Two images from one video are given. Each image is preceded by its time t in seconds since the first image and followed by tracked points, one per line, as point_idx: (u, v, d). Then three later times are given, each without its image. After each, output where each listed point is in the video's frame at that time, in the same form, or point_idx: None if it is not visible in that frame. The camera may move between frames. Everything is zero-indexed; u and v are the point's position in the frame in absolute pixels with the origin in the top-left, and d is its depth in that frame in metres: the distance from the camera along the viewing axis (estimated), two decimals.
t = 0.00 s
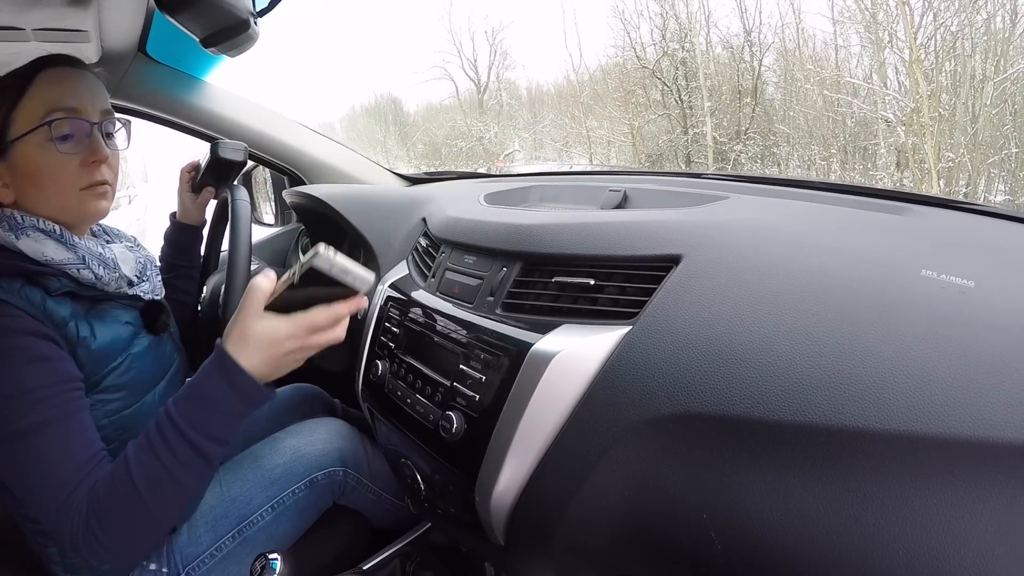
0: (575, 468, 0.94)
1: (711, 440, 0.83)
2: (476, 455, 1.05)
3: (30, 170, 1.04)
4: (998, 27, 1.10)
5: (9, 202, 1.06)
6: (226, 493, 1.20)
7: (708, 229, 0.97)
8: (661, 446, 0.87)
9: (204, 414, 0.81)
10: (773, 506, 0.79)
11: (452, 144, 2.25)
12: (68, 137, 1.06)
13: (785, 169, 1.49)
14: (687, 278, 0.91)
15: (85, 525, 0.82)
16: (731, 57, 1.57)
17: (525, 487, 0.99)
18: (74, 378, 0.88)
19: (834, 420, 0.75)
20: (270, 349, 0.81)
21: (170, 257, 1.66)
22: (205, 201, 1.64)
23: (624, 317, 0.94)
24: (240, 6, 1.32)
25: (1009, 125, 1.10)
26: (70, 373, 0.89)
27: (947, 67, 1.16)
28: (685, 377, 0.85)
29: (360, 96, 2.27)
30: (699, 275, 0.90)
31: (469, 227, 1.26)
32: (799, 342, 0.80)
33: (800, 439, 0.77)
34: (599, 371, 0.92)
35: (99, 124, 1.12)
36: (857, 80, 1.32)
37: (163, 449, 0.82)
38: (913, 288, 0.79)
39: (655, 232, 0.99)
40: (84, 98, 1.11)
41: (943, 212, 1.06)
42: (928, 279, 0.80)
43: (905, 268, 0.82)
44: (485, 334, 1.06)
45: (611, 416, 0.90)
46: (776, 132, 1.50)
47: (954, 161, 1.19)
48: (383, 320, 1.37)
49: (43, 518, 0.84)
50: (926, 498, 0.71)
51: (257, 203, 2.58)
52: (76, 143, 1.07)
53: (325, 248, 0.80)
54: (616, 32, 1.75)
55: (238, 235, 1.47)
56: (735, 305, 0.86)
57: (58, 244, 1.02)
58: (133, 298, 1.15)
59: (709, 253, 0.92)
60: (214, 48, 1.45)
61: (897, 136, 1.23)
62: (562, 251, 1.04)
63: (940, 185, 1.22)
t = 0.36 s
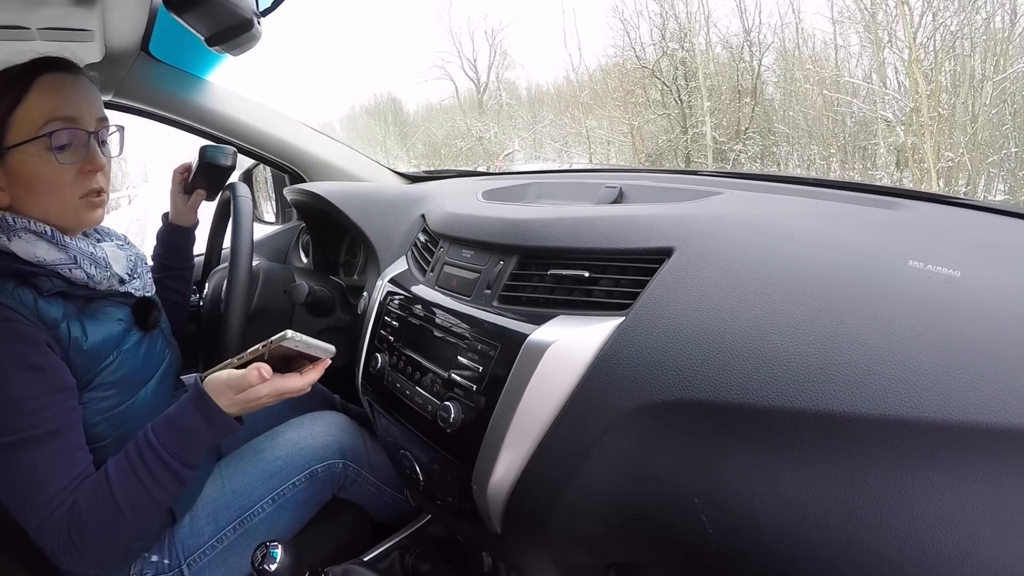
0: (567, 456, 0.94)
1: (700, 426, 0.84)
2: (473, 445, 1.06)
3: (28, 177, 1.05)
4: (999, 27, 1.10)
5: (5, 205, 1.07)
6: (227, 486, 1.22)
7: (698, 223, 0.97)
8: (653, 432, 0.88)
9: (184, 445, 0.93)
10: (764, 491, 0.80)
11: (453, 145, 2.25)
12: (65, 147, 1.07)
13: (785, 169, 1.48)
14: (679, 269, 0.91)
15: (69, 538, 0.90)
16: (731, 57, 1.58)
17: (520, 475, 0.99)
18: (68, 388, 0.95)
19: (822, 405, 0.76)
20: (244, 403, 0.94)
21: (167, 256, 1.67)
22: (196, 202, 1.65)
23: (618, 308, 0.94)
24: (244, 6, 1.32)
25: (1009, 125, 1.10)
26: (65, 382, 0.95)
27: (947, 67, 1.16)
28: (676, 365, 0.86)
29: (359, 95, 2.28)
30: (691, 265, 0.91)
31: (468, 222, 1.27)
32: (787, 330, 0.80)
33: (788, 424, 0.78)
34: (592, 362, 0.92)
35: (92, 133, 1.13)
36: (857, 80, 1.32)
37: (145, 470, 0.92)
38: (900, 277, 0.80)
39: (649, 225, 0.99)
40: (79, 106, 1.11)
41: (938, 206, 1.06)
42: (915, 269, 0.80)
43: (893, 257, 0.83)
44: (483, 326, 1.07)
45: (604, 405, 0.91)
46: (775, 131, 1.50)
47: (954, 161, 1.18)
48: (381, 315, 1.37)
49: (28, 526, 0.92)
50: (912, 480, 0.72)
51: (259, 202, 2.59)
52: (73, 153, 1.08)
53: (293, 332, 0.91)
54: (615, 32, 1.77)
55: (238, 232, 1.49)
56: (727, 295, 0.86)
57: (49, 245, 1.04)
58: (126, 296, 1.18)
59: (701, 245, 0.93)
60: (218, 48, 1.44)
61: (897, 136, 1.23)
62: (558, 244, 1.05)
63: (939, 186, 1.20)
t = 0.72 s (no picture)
0: (548, 441, 0.94)
1: (680, 409, 0.83)
2: (456, 431, 1.05)
3: (37, 160, 1.05)
4: (999, 26, 1.08)
5: (13, 193, 1.06)
6: (220, 476, 1.21)
7: (682, 210, 0.96)
8: (634, 416, 0.87)
9: (171, 447, 0.90)
10: (743, 473, 0.78)
11: (454, 144, 2.21)
12: (78, 126, 1.08)
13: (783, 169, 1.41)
14: (660, 255, 0.91)
15: (55, 533, 0.90)
16: (732, 57, 1.54)
17: (503, 459, 0.99)
18: (63, 385, 0.94)
19: (801, 385, 0.75)
20: (232, 410, 0.89)
21: (161, 250, 1.65)
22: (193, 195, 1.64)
23: (599, 293, 0.94)
24: None
25: (1008, 125, 1.08)
26: (60, 378, 0.94)
27: (946, 67, 1.14)
28: (656, 348, 0.85)
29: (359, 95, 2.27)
30: (673, 249, 0.90)
31: (456, 212, 1.26)
32: (767, 312, 0.80)
33: (765, 404, 0.77)
34: (573, 348, 0.92)
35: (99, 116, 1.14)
36: (856, 80, 1.28)
37: (132, 470, 0.90)
38: (881, 259, 0.79)
39: (633, 212, 0.99)
40: (84, 91, 1.12)
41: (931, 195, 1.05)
42: (895, 252, 0.80)
43: (875, 239, 0.83)
44: (467, 313, 1.07)
45: (584, 390, 0.90)
46: (776, 131, 1.45)
47: (954, 161, 1.15)
48: (369, 306, 1.37)
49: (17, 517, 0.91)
50: (891, 462, 0.70)
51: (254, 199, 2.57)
52: (85, 132, 1.09)
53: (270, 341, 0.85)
54: (615, 32, 1.74)
55: (231, 224, 1.47)
56: (707, 279, 0.86)
57: (47, 239, 1.04)
58: (122, 290, 1.17)
59: (683, 231, 0.92)
60: (210, 40, 1.43)
61: (895, 136, 1.20)
62: (542, 231, 1.05)
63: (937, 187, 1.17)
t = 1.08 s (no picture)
0: (537, 435, 0.96)
1: (664, 403, 0.85)
2: (450, 426, 1.07)
3: (37, 160, 1.07)
4: (999, 26, 1.09)
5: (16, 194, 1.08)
6: (221, 471, 1.23)
7: (670, 210, 0.98)
8: (620, 410, 0.88)
9: (156, 448, 0.90)
10: (725, 465, 0.80)
11: (454, 145, 2.24)
12: (77, 124, 1.10)
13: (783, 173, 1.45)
14: (647, 253, 0.93)
15: (46, 532, 0.90)
16: (729, 57, 1.56)
17: (494, 454, 1.01)
18: (65, 388, 0.96)
19: (780, 380, 0.77)
20: (216, 414, 0.91)
21: (160, 250, 1.67)
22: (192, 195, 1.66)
23: (589, 291, 0.96)
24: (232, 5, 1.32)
25: (1008, 125, 1.09)
26: (62, 382, 0.96)
27: (946, 68, 1.16)
28: (641, 344, 0.87)
29: (360, 97, 2.28)
30: (659, 248, 0.92)
31: (451, 212, 1.29)
32: (749, 308, 0.82)
33: (745, 398, 0.79)
34: (562, 345, 0.94)
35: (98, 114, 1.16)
36: (855, 80, 1.31)
37: (118, 473, 0.90)
38: (861, 257, 0.81)
39: (622, 213, 1.00)
40: (83, 91, 1.14)
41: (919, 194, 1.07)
42: (876, 251, 0.82)
43: (856, 239, 0.85)
44: (461, 311, 1.09)
45: (571, 385, 0.92)
46: (774, 131, 1.48)
47: (953, 161, 1.17)
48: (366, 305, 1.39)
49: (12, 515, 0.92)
50: (868, 454, 0.72)
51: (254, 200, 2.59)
52: (84, 130, 1.11)
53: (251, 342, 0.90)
54: (614, 32, 1.75)
55: (231, 225, 1.49)
56: (691, 276, 0.88)
57: (49, 240, 1.06)
58: (122, 290, 1.19)
59: (670, 230, 0.94)
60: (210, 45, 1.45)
61: (895, 136, 1.22)
62: (534, 231, 1.06)
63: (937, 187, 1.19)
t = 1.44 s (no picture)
0: (529, 427, 0.94)
1: (657, 393, 0.84)
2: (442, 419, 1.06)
3: (25, 156, 1.06)
4: (998, 26, 1.08)
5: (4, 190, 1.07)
6: (215, 467, 1.22)
7: (666, 200, 0.97)
8: (612, 401, 0.87)
9: (146, 444, 0.89)
10: (719, 456, 0.79)
11: (451, 145, 2.21)
12: (66, 121, 1.09)
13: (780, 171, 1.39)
14: (640, 243, 0.92)
15: (36, 526, 0.89)
16: (730, 57, 1.55)
17: (487, 447, 1.00)
18: (52, 382, 0.95)
19: (774, 369, 0.76)
20: (203, 413, 0.89)
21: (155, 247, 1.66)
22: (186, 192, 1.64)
23: (582, 282, 0.95)
24: None
25: (1007, 125, 1.09)
26: (50, 376, 0.95)
27: (945, 67, 1.15)
28: (634, 334, 0.86)
29: (359, 95, 2.26)
30: (653, 238, 0.91)
31: (444, 205, 1.27)
32: (743, 298, 0.81)
33: (739, 388, 0.78)
34: (556, 335, 0.93)
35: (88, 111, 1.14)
36: (855, 80, 1.28)
37: (109, 467, 0.89)
38: (857, 246, 0.80)
39: (616, 203, 0.99)
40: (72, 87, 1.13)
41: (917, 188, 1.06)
42: (871, 240, 0.81)
43: (852, 228, 0.84)
44: (453, 303, 1.08)
45: (564, 376, 0.91)
46: (774, 131, 1.46)
47: (952, 161, 1.15)
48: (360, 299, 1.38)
49: None
50: (863, 444, 0.71)
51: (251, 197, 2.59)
52: (73, 127, 1.10)
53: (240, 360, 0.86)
54: (614, 32, 1.74)
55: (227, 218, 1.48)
56: (684, 266, 0.87)
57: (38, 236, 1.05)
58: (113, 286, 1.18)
59: (664, 221, 0.93)
60: (205, 36, 1.44)
61: (895, 136, 1.22)
62: (528, 223, 1.05)
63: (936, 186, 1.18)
